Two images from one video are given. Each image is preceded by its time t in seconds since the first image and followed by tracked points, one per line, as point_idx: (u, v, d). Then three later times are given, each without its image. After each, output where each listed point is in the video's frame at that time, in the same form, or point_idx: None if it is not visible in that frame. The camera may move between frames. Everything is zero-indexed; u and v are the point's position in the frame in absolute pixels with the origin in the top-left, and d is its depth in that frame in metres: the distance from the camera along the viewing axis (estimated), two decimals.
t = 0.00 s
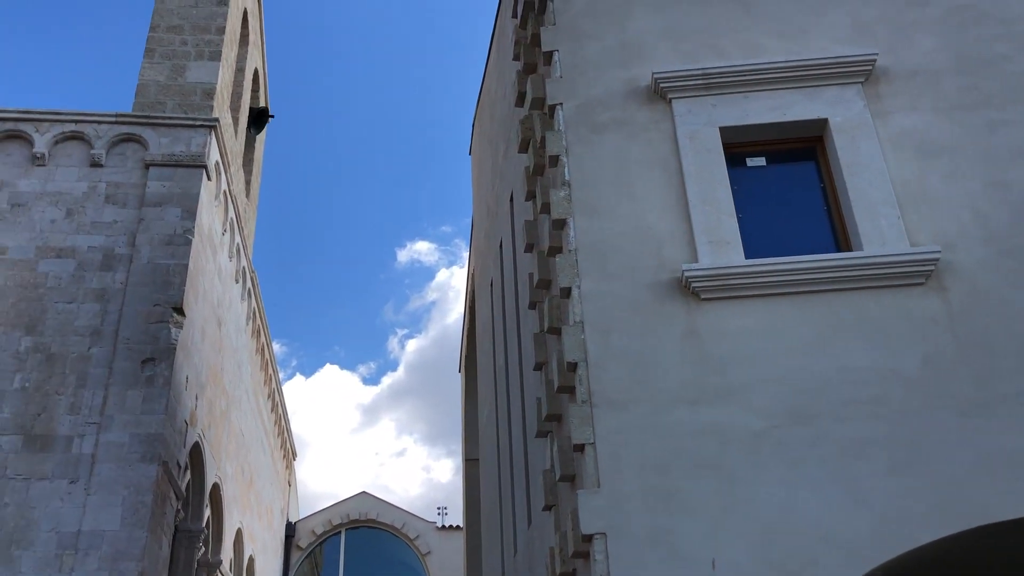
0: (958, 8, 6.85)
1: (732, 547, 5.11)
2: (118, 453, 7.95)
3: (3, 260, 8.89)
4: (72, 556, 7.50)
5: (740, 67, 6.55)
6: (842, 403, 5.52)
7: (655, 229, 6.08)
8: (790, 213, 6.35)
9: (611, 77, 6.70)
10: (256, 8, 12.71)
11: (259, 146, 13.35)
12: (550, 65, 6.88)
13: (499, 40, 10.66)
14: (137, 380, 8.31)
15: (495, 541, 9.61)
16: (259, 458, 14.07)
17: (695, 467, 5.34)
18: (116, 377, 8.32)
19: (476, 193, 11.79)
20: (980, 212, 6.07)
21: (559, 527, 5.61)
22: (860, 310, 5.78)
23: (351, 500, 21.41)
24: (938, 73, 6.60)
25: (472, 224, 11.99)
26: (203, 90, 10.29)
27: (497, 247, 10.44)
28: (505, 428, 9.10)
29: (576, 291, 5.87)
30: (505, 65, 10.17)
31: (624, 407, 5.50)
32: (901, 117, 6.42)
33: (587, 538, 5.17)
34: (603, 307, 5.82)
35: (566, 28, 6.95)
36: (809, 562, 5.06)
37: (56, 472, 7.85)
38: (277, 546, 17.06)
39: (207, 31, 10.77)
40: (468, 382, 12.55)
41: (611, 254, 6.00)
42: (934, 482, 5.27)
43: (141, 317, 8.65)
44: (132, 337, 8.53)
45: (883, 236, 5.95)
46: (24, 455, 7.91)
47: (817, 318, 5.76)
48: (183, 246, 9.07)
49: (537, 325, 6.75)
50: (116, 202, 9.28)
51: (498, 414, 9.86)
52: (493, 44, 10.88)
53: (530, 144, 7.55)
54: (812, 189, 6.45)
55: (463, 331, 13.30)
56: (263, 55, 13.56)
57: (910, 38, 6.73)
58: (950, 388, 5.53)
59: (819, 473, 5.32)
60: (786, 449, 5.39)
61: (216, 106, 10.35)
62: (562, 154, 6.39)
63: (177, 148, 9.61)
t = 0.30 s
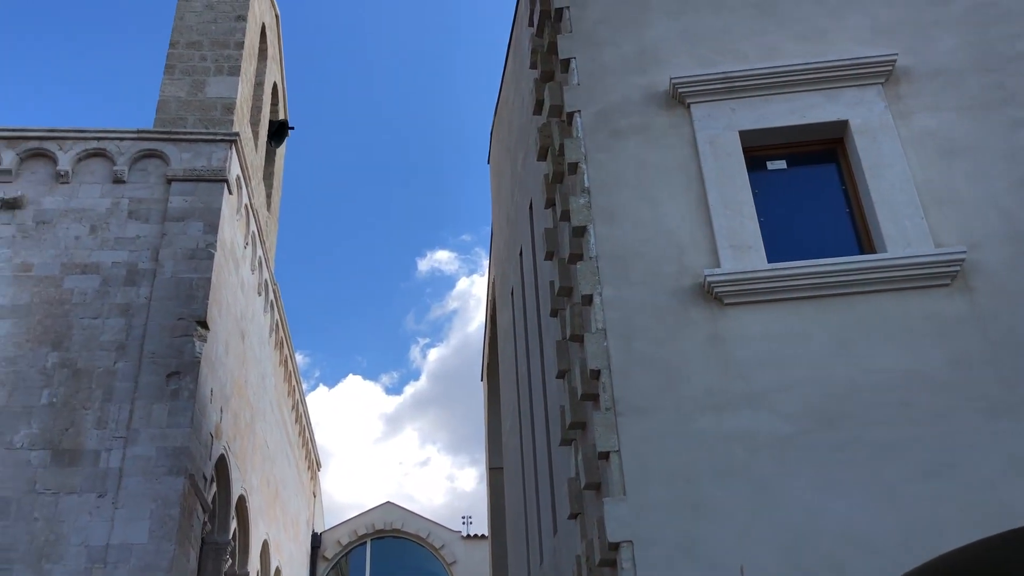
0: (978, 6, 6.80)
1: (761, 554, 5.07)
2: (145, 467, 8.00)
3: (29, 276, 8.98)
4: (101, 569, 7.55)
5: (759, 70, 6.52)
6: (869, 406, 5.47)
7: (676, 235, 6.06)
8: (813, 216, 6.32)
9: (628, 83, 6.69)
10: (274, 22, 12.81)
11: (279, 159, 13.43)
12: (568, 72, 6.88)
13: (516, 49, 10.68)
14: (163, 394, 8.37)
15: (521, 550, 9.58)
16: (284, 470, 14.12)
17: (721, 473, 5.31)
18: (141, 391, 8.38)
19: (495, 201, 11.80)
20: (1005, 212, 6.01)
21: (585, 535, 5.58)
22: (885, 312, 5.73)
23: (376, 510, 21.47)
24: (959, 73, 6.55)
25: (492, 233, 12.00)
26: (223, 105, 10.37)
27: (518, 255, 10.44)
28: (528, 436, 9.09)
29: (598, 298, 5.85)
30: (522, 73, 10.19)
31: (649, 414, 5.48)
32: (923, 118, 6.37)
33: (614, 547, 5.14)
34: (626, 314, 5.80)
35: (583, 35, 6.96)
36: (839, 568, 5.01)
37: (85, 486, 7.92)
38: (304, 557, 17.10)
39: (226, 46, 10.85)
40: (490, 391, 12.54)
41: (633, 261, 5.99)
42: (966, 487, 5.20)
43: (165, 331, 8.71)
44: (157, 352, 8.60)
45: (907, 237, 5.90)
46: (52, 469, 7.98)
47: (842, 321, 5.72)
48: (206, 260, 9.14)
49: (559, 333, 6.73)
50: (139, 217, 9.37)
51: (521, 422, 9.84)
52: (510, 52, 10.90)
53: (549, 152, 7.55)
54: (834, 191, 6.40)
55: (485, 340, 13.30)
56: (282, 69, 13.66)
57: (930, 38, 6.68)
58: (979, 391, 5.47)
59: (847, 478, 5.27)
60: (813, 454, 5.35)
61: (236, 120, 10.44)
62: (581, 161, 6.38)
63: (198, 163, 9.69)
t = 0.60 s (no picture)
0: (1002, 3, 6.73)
1: (796, 560, 5.03)
2: (177, 482, 8.07)
3: (59, 296, 9.10)
4: None
5: (781, 73, 6.50)
6: (901, 409, 5.42)
7: (702, 241, 6.04)
8: (838, 218, 6.27)
9: (649, 90, 6.69)
10: (295, 39, 12.92)
11: (302, 174, 13.53)
12: (588, 81, 6.88)
13: (535, 58, 10.70)
14: (193, 411, 8.44)
15: (552, 559, 9.55)
16: (314, 483, 14.19)
17: (753, 480, 5.27)
18: (172, 408, 8.46)
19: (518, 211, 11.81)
20: None
21: (617, 544, 5.56)
22: (915, 314, 5.68)
23: (406, 522, 21.50)
24: (984, 70, 6.49)
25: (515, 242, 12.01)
26: (246, 122, 10.47)
27: (542, 264, 10.44)
28: (557, 445, 9.08)
29: (623, 306, 5.84)
30: (542, 83, 10.21)
31: (678, 422, 5.45)
32: (948, 117, 6.31)
33: (646, 556, 5.12)
34: (652, 321, 5.79)
35: (602, 44, 6.96)
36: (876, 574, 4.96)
37: (118, 503, 7.99)
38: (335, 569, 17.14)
39: (248, 64, 10.95)
40: (518, 400, 12.53)
41: (657, 268, 5.97)
42: (1003, 489, 5.14)
43: (194, 347, 8.79)
44: (186, 368, 8.68)
45: (935, 237, 5.84)
46: (86, 487, 8.07)
47: (871, 324, 5.67)
48: (233, 276, 9.22)
49: (585, 341, 6.73)
50: (166, 236, 9.47)
51: (549, 431, 9.82)
52: (529, 62, 10.92)
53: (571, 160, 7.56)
54: (859, 193, 6.36)
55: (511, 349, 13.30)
56: (303, 85, 13.76)
57: (953, 36, 6.63)
58: (1013, 391, 5.40)
59: (881, 482, 5.22)
60: (845, 458, 5.30)
61: (260, 137, 10.53)
62: (603, 169, 6.38)
63: (223, 180, 9.78)
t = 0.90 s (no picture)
0: None
1: (840, 567, 4.96)
2: (215, 500, 8.12)
3: (95, 318, 9.21)
4: None
5: (808, 75, 6.45)
6: (942, 411, 5.33)
7: (733, 246, 6.00)
8: (872, 219, 6.20)
9: (675, 96, 6.66)
10: (320, 57, 13.02)
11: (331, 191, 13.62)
12: (613, 89, 6.87)
13: (559, 68, 10.71)
14: (229, 428, 8.50)
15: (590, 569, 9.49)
16: (350, 497, 14.23)
17: (793, 486, 5.21)
18: (209, 426, 8.52)
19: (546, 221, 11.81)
20: None
21: (656, 554, 5.51)
22: (953, 314, 5.59)
23: (442, 535, 21.52)
24: (1016, 65, 6.40)
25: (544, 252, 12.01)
26: (275, 141, 10.56)
27: (572, 273, 10.41)
28: (592, 455, 9.04)
29: (656, 314, 5.80)
30: (567, 92, 10.21)
31: (715, 429, 5.40)
32: (981, 113, 6.23)
33: (686, 565, 5.07)
34: (686, 328, 5.75)
35: (627, 51, 6.95)
36: None
37: (158, 522, 8.06)
38: None
39: (274, 83, 11.06)
40: (551, 410, 12.50)
41: (689, 274, 5.94)
42: None
43: (228, 365, 8.86)
44: (222, 386, 8.75)
45: (971, 236, 5.76)
46: (126, 506, 8.15)
47: (908, 325, 5.60)
48: (265, 293, 9.29)
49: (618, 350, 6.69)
50: (199, 255, 9.56)
51: (584, 440, 9.79)
52: (553, 72, 10.93)
53: (598, 169, 7.54)
54: (892, 193, 6.28)
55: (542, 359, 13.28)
56: (329, 102, 13.86)
57: (984, 32, 6.54)
58: None
59: (924, 486, 5.14)
60: (886, 462, 5.23)
61: (288, 155, 10.62)
62: (631, 177, 6.35)
63: (254, 199, 9.87)
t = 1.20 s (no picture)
0: None
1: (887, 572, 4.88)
2: (256, 516, 8.18)
3: (134, 339, 9.33)
4: None
5: (838, 74, 6.40)
6: (987, 410, 5.24)
7: (768, 249, 5.94)
8: (908, 218, 6.12)
9: (704, 100, 6.63)
10: (348, 73, 13.11)
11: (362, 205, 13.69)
12: (642, 95, 6.84)
13: (587, 76, 10.70)
14: (268, 444, 8.56)
15: None
16: (389, 510, 14.25)
17: (836, 490, 5.14)
18: (248, 442, 8.59)
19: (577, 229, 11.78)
20: None
21: (699, 562, 5.45)
22: (996, 311, 5.49)
23: (482, 546, 21.47)
24: None
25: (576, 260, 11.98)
26: (306, 158, 10.66)
27: (605, 280, 10.38)
28: (631, 463, 8.99)
29: (692, 320, 5.75)
30: (595, 100, 10.19)
31: (755, 435, 5.35)
32: (1017, 107, 6.13)
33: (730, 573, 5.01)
34: (723, 333, 5.70)
35: (654, 57, 6.93)
36: None
37: (200, 539, 8.13)
38: None
39: (304, 101, 11.16)
40: (587, 418, 12.45)
41: (724, 278, 5.89)
42: None
43: (266, 382, 8.93)
44: (260, 403, 8.81)
45: (1011, 231, 5.66)
46: (169, 524, 8.23)
47: (950, 324, 5.51)
48: (301, 309, 9.36)
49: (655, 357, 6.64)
50: (234, 274, 9.66)
51: (622, 448, 9.74)
52: (581, 80, 10.92)
53: (629, 175, 7.52)
54: (929, 191, 6.19)
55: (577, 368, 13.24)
56: (358, 118, 13.95)
57: (1018, 24, 6.44)
58: None
59: (971, 487, 5.05)
60: (932, 464, 5.14)
61: (319, 172, 10.71)
62: (663, 182, 6.32)
63: (287, 216, 9.96)
